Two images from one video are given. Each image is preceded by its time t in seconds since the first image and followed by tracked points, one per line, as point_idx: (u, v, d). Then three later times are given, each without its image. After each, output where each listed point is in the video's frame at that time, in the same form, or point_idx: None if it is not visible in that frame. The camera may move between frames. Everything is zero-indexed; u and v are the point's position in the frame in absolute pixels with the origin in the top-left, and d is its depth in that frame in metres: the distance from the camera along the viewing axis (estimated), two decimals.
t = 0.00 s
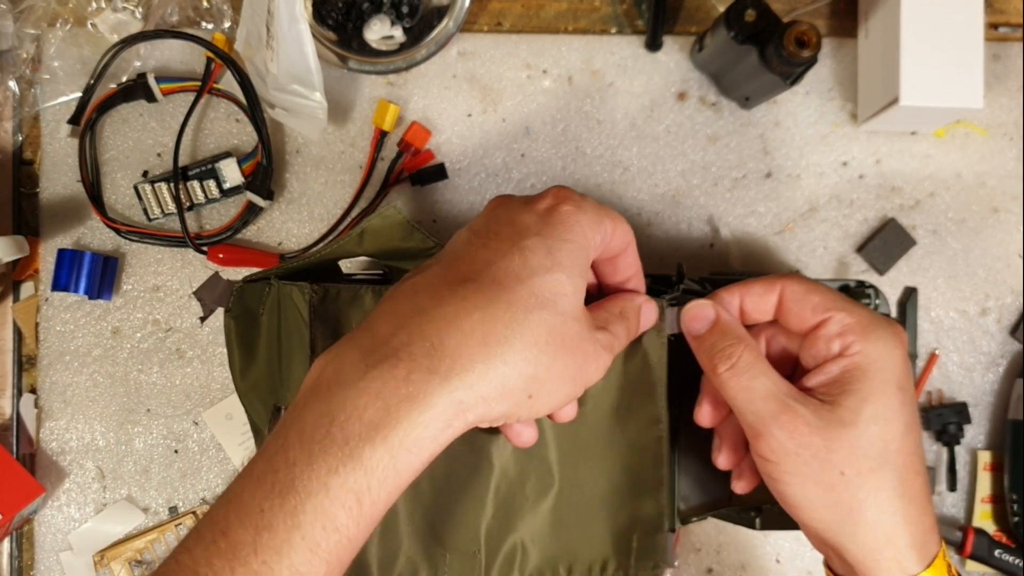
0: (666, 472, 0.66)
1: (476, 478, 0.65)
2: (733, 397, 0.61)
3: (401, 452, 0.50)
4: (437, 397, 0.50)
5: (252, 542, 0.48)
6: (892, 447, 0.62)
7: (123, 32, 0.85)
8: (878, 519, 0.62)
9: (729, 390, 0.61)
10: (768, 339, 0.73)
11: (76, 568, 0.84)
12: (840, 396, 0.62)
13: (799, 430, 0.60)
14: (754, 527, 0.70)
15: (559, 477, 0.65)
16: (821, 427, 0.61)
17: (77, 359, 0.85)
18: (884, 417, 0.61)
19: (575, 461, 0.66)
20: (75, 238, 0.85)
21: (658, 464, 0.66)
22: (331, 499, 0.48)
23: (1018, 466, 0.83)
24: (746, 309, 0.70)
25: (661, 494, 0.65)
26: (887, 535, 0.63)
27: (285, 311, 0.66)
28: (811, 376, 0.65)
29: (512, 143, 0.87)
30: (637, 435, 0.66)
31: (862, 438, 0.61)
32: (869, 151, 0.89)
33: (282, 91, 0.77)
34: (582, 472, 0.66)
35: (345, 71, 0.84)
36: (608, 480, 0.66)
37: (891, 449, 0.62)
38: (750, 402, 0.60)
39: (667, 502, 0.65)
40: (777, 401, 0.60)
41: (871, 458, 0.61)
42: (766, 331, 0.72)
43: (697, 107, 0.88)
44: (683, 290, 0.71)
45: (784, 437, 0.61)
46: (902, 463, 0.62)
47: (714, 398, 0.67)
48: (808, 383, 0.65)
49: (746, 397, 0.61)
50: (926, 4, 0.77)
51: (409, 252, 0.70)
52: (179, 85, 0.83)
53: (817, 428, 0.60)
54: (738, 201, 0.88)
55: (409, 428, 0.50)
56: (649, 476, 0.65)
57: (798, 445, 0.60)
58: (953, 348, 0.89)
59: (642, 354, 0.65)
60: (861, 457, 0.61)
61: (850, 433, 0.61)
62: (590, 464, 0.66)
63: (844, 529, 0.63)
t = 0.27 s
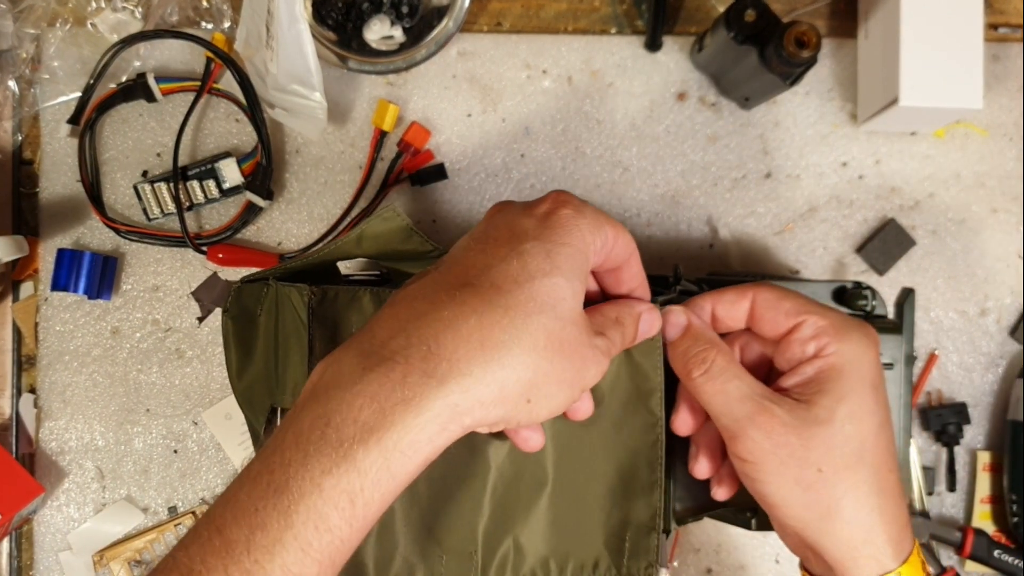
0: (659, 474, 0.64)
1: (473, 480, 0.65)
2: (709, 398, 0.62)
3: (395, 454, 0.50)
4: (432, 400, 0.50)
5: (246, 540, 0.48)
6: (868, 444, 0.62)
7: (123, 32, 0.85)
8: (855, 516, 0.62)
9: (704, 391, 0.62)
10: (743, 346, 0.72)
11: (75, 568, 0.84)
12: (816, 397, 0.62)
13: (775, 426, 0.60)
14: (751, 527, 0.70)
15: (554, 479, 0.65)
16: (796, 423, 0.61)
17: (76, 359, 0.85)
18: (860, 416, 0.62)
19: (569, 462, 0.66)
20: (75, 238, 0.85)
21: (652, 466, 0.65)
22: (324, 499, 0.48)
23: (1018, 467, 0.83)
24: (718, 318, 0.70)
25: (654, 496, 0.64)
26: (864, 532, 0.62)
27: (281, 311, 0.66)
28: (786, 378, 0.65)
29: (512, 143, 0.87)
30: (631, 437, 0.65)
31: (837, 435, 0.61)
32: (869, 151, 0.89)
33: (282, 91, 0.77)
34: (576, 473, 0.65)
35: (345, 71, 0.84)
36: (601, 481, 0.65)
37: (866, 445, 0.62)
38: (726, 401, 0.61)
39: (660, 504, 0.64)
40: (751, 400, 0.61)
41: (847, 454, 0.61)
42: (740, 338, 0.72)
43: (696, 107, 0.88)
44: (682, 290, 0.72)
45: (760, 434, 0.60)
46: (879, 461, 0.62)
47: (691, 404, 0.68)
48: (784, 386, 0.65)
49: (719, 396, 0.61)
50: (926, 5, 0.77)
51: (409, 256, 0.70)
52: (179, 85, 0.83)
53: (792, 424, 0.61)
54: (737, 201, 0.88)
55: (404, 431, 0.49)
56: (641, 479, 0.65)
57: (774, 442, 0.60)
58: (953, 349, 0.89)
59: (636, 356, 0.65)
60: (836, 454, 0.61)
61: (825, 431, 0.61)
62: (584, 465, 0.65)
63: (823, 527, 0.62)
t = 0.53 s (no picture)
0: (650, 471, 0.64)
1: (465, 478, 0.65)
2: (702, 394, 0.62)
3: (381, 451, 0.49)
4: (419, 397, 0.50)
5: (233, 537, 0.48)
6: (861, 438, 0.62)
7: (123, 32, 0.85)
8: (846, 510, 0.62)
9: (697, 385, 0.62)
10: (735, 344, 0.72)
11: (76, 568, 0.84)
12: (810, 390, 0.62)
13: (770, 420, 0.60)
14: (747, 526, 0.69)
15: (547, 477, 0.65)
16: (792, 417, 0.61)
17: (77, 359, 0.85)
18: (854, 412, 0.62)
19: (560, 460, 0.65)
20: (76, 238, 0.85)
21: (645, 462, 0.64)
22: (310, 496, 0.48)
23: (1019, 467, 0.83)
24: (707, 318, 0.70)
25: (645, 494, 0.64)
26: (855, 526, 0.62)
27: (275, 309, 0.65)
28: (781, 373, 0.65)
29: (513, 143, 0.87)
30: (621, 434, 0.65)
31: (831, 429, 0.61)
32: (870, 151, 0.89)
33: (283, 91, 0.77)
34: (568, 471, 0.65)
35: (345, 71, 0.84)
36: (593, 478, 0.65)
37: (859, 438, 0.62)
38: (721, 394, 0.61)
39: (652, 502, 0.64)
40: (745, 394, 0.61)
41: (841, 448, 0.61)
42: (733, 335, 0.72)
43: (697, 107, 0.88)
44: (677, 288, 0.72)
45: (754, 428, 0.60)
46: (871, 455, 0.62)
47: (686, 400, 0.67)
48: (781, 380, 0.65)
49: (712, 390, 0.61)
50: (928, 5, 0.77)
51: (406, 250, 0.67)
52: (179, 84, 0.83)
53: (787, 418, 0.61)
54: (739, 201, 0.88)
55: (391, 428, 0.49)
56: (632, 476, 0.65)
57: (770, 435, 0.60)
58: (954, 349, 0.89)
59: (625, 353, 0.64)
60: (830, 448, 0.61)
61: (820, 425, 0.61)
62: (576, 463, 0.65)
63: (813, 520, 0.62)
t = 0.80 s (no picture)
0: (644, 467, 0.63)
1: (462, 473, 0.65)
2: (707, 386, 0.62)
3: (383, 439, 0.48)
4: (421, 383, 0.49)
5: (235, 526, 0.47)
6: (872, 430, 0.62)
7: (125, 32, 0.85)
8: (861, 503, 0.61)
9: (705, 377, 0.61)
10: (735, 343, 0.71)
11: (77, 567, 0.84)
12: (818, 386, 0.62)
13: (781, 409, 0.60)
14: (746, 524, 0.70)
15: (544, 472, 0.65)
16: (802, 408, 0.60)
17: (79, 359, 0.85)
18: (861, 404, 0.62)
19: (555, 455, 0.65)
20: (77, 238, 0.85)
21: (639, 457, 0.63)
22: (313, 485, 0.47)
23: (1020, 467, 0.83)
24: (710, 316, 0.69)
25: (640, 489, 0.64)
26: (859, 520, 0.62)
27: (274, 303, 0.66)
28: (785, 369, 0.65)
29: (514, 143, 0.87)
30: (615, 428, 0.64)
31: (840, 420, 0.61)
32: (871, 151, 0.89)
33: (284, 90, 0.77)
34: (563, 466, 0.65)
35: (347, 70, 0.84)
36: (588, 473, 0.65)
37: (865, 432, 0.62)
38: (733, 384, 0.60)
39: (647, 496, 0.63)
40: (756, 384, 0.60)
41: (851, 440, 0.61)
42: (732, 334, 0.71)
43: (698, 107, 0.88)
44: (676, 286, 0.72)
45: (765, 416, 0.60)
46: (879, 447, 0.62)
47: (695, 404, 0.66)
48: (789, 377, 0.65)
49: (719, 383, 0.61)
50: (929, 5, 0.77)
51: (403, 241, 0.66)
52: (181, 84, 0.83)
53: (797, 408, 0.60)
54: (740, 201, 0.88)
55: (393, 415, 0.48)
56: (627, 471, 0.64)
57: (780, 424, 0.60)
58: (955, 348, 0.89)
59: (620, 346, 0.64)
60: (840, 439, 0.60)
61: (829, 418, 0.61)
62: (571, 457, 0.65)
63: (820, 513, 0.61)
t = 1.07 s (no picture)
0: (649, 472, 0.64)
1: (462, 475, 0.65)
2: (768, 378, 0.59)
3: (385, 427, 0.48)
4: (424, 370, 0.48)
5: (237, 512, 0.47)
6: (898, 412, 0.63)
7: (126, 33, 0.84)
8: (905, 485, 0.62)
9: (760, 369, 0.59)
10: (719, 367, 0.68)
11: (78, 567, 0.84)
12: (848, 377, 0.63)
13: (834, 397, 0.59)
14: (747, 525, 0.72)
15: (546, 476, 0.65)
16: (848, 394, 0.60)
17: (80, 359, 0.85)
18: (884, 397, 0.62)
19: (557, 459, 0.65)
20: (78, 238, 0.85)
21: (645, 461, 0.64)
22: (315, 471, 0.47)
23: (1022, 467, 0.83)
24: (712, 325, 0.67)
25: (644, 494, 0.64)
26: (887, 508, 0.62)
27: (269, 312, 0.65)
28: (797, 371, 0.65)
29: (515, 142, 0.87)
30: (619, 432, 0.65)
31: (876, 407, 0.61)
32: (872, 151, 0.89)
33: (285, 91, 0.77)
34: (566, 470, 0.65)
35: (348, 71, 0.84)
36: (591, 478, 0.65)
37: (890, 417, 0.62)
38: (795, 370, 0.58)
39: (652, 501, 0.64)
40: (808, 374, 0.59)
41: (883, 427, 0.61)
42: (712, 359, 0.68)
43: (699, 107, 0.88)
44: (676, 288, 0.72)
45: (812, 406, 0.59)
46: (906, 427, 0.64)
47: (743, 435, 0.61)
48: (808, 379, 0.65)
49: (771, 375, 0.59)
50: (931, 4, 0.77)
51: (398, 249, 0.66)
52: (182, 84, 0.83)
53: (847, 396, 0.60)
54: (741, 200, 0.88)
55: (395, 401, 0.48)
56: (631, 476, 0.65)
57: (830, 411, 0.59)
58: (956, 348, 0.89)
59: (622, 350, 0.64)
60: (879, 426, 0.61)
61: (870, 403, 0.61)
62: (574, 461, 0.65)
63: (848, 501, 0.61)
